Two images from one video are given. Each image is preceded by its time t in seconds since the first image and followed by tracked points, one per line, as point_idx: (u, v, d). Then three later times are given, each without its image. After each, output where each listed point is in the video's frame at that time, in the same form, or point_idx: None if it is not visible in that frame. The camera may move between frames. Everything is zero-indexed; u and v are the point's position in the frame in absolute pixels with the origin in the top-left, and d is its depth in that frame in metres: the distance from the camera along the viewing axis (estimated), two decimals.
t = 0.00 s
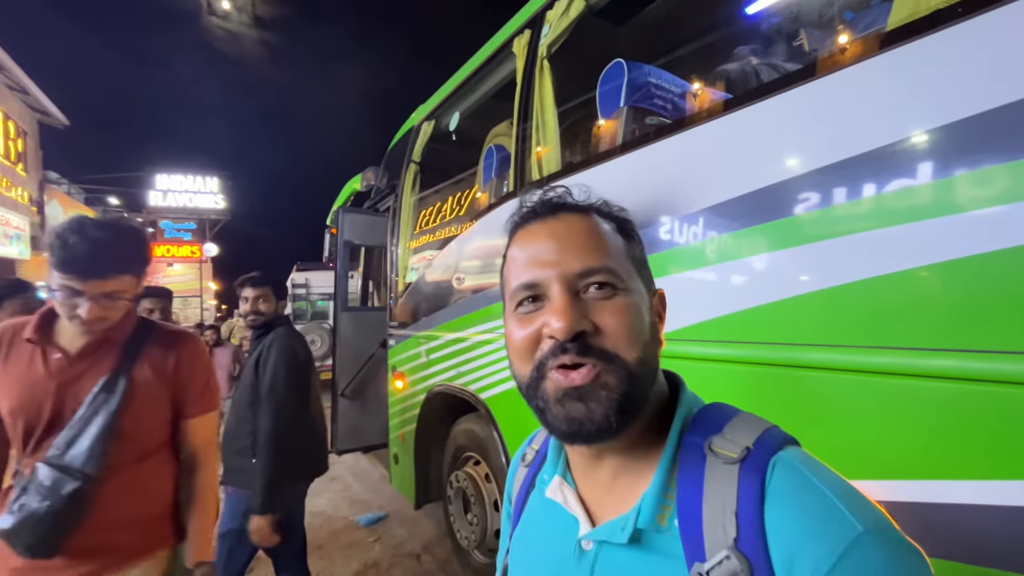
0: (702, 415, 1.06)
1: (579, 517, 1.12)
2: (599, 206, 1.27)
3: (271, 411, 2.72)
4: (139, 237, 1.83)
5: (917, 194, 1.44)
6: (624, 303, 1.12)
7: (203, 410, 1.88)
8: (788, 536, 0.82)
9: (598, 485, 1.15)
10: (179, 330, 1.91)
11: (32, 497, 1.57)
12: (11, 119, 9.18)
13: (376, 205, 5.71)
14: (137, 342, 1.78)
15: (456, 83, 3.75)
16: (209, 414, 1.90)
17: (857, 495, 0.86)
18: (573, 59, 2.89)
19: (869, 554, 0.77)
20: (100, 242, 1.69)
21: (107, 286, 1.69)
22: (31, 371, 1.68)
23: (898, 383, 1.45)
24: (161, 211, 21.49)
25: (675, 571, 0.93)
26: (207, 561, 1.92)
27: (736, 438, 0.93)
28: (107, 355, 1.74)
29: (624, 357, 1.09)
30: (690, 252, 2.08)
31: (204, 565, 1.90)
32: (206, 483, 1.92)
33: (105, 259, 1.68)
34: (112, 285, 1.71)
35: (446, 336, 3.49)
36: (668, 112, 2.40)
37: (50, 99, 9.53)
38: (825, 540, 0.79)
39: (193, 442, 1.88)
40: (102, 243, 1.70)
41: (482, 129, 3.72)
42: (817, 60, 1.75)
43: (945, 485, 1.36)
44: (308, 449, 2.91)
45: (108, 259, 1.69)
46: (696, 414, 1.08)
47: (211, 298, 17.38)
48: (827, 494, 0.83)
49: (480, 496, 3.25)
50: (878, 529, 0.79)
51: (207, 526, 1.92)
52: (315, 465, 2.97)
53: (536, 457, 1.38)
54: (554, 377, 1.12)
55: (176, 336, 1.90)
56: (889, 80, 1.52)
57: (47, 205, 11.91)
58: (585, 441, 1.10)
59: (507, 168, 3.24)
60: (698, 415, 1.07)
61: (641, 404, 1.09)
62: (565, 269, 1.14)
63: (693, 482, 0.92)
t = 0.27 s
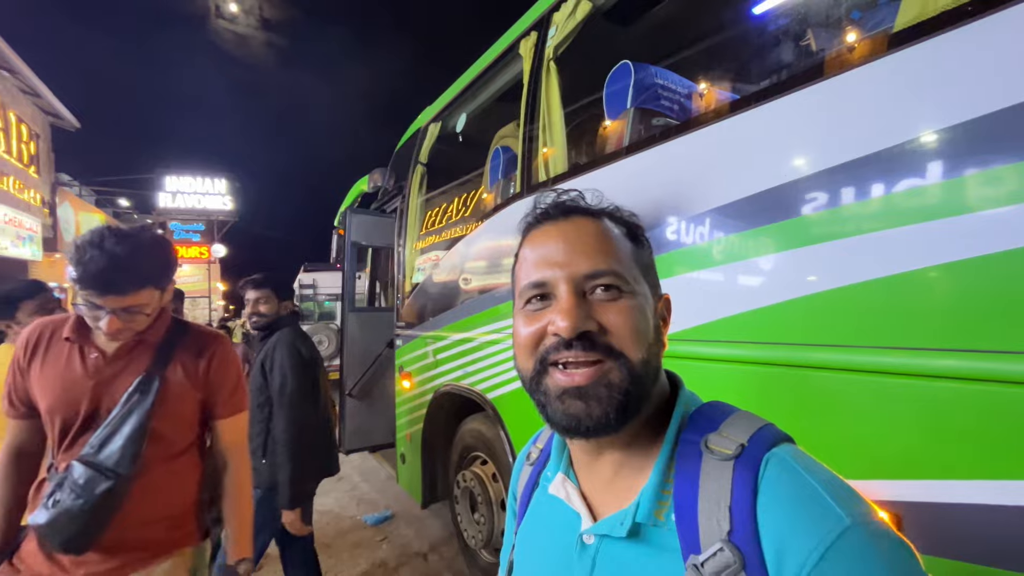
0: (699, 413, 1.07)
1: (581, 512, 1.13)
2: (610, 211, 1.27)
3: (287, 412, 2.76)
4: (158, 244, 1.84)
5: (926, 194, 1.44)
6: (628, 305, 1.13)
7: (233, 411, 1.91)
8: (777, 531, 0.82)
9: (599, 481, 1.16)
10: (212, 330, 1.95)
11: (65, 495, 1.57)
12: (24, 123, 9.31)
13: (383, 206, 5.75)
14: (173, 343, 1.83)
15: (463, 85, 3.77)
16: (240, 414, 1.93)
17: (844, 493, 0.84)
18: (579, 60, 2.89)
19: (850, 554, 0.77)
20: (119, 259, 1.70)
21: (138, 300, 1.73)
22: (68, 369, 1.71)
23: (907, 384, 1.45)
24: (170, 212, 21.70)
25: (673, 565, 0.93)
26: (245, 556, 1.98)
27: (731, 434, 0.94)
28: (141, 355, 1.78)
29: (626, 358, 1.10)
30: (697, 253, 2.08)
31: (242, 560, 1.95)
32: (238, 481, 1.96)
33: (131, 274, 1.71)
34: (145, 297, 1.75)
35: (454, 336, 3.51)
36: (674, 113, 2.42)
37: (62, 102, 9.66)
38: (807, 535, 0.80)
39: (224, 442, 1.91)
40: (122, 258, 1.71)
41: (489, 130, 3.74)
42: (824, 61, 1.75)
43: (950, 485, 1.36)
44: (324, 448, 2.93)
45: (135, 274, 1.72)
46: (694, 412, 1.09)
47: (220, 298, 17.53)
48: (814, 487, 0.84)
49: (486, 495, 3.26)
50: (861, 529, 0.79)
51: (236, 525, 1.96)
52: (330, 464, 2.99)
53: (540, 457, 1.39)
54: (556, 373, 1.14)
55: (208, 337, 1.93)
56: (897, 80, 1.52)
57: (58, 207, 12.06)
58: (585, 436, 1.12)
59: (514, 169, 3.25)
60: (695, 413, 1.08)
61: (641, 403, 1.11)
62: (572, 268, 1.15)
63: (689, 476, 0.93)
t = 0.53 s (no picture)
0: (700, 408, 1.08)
1: (586, 505, 1.14)
2: (593, 211, 1.31)
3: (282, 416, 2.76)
4: (160, 243, 1.80)
5: (934, 192, 1.43)
6: (614, 293, 1.15)
7: (244, 412, 1.91)
8: (779, 525, 0.84)
9: (603, 475, 1.16)
10: (223, 330, 1.96)
11: (75, 494, 1.60)
12: (33, 124, 9.40)
13: (388, 206, 5.77)
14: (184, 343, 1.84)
15: (467, 84, 3.77)
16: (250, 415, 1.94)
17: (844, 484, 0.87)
18: (584, 59, 2.89)
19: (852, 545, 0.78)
20: (119, 262, 1.67)
21: (145, 302, 1.73)
22: (80, 368, 1.74)
23: (912, 383, 1.45)
24: (177, 212, 21.86)
25: (678, 557, 0.95)
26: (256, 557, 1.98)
27: (732, 428, 0.95)
28: (152, 355, 1.79)
29: (615, 343, 1.11)
30: (702, 252, 2.08)
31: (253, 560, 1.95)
32: (247, 482, 1.96)
33: (134, 277, 1.69)
34: (151, 299, 1.75)
35: (459, 335, 3.52)
36: (679, 112, 2.42)
37: (70, 103, 9.73)
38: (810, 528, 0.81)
39: (233, 443, 1.92)
40: (122, 261, 1.68)
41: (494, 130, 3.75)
42: (830, 59, 1.74)
43: (956, 484, 1.36)
44: (325, 451, 2.94)
45: (139, 277, 1.70)
46: (696, 407, 1.10)
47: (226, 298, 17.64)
48: (815, 480, 0.85)
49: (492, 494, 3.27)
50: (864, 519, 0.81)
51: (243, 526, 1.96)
52: (333, 467, 3.00)
53: (544, 450, 1.36)
54: (548, 363, 1.15)
55: (219, 337, 1.94)
56: (903, 79, 1.51)
57: (67, 207, 12.17)
58: (579, 423, 1.12)
59: (519, 168, 3.26)
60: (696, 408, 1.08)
61: (634, 388, 1.11)
62: (556, 264, 1.18)
63: (692, 469, 0.93)
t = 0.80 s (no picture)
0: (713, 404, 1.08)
1: (597, 502, 1.13)
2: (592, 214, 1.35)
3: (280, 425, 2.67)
4: (145, 244, 1.77)
5: (950, 190, 1.42)
6: (613, 288, 1.17)
7: (249, 412, 1.91)
8: (794, 513, 0.83)
9: (613, 471, 1.16)
10: (222, 330, 1.96)
11: (83, 503, 1.57)
12: (51, 128, 9.58)
13: (398, 208, 5.81)
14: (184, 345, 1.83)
15: (476, 86, 3.80)
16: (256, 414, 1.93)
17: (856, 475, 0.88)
18: (594, 60, 2.90)
19: (868, 530, 0.79)
20: (100, 268, 1.64)
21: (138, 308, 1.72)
22: (79, 375, 1.73)
23: (929, 384, 1.43)
24: (190, 214, 22.17)
25: (693, 551, 0.95)
26: (253, 561, 1.96)
27: (743, 422, 0.95)
28: (153, 359, 1.78)
29: (615, 333, 1.13)
30: (711, 253, 2.07)
31: (252, 565, 1.93)
32: (251, 485, 1.94)
33: (123, 283, 1.67)
34: (144, 303, 1.73)
35: (468, 335, 3.54)
36: (689, 112, 2.41)
37: (86, 107, 9.90)
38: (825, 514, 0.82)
39: (241, 443, 1.91)
40: (104, 268, 1.65)
41: (503, 132, 3.77)
42: (842, 58, 1.73)
43: (970, 487, 1.35)
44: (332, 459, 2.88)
45: (127, 283, 1.68)
46: (706, 404, 1.09)
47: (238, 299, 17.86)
48: (832, 473, 0.86)
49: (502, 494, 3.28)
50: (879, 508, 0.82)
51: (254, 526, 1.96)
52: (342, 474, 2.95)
53: (555, 452, 1.36)
54: (550, 357, 1.17)
55: (220, 337, 1.93)
56: (917, 77, 1.50)
57: (83, 210, 12.38)
58: (585, 411, 1.12)
59: (528, 169, 3.27)
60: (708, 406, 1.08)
61: (637, 376, 1.12)
62: (555, 263, 1.22)
63: (703, 463, 0.93)
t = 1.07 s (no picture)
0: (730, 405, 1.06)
1: (611, 504, 1.13)
2: (556, 230, 1.34)
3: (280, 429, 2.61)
4: (83, 245, 1.56)
5: (968, 189, 1.39)
6: (590, 295, 1.15)
7: (235, 419, 1.74)
8: (818, 518, 0.83)
9: (626, 473, 1.15)
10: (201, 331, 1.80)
11: (56, 527, 1.47)
12: (67, 131, 9.73)
13: (407, 209, 5.83)
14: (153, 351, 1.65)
15: (485, 87, 3.80)
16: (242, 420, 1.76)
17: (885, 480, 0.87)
18: (604, 59, 2.88)
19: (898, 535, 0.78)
20: (17, 281, 1.41)
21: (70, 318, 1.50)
22: (47, 389, 1.62)
23: (945, 386, 1.41)
24: (202, 216, 22.43)
25: (711, 555, 0.95)
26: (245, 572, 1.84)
27: (763, 424, 0.93)
28: (122, 368, 1.63)
29: (601, 339, 1.11)
30: (723, 253, 2.05)
31: None
32: (243, 495, 1.80)
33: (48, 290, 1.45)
34: (79, 313, 1.51)
35: (478, 336, 3.54)
36: (700, 111, 2.40)
37: (102, 111, 10.06)
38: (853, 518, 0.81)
39: (228, 453, 1.75)
40: (24, 278, 1.42)
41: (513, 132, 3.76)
42: (857, 55, 1.70)
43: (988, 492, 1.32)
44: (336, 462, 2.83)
45: (53, 290, 1.46)
46: (723, 405, 1.08)
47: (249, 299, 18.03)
48: (858, 477, 0.85)
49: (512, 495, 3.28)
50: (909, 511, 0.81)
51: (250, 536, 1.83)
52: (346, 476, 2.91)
53: (567, 447, 1.35)
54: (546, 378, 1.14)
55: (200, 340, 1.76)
56: (933, 75, 1.47)
57: (97, 212, 12.56)
58: (596, 423, 1.10)
59: (538, 169, 3.26)
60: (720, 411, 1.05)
61: (633, 377, 1.09)
62: (527, 287, 1.20)
63: (723, 463, 0.92)
